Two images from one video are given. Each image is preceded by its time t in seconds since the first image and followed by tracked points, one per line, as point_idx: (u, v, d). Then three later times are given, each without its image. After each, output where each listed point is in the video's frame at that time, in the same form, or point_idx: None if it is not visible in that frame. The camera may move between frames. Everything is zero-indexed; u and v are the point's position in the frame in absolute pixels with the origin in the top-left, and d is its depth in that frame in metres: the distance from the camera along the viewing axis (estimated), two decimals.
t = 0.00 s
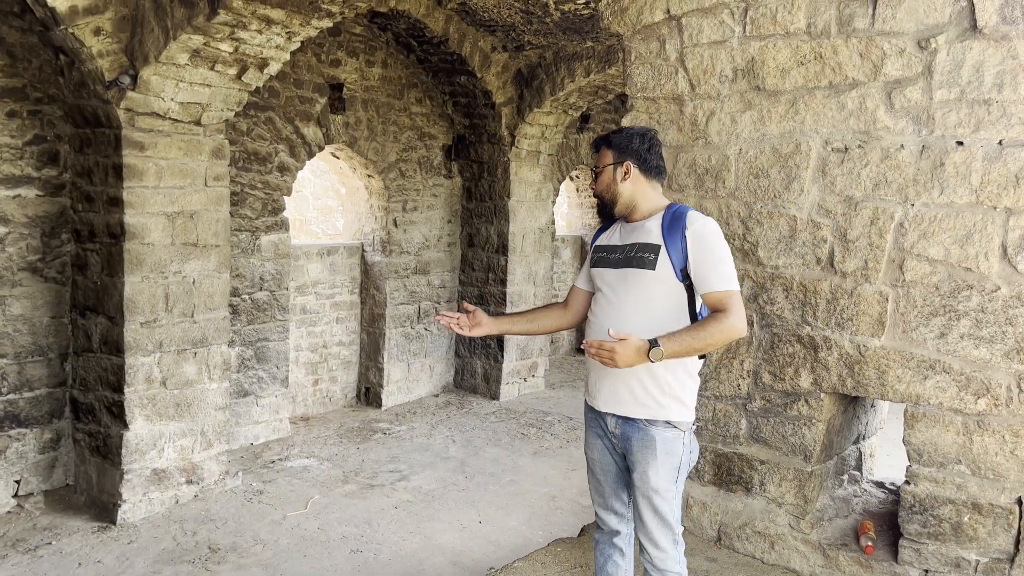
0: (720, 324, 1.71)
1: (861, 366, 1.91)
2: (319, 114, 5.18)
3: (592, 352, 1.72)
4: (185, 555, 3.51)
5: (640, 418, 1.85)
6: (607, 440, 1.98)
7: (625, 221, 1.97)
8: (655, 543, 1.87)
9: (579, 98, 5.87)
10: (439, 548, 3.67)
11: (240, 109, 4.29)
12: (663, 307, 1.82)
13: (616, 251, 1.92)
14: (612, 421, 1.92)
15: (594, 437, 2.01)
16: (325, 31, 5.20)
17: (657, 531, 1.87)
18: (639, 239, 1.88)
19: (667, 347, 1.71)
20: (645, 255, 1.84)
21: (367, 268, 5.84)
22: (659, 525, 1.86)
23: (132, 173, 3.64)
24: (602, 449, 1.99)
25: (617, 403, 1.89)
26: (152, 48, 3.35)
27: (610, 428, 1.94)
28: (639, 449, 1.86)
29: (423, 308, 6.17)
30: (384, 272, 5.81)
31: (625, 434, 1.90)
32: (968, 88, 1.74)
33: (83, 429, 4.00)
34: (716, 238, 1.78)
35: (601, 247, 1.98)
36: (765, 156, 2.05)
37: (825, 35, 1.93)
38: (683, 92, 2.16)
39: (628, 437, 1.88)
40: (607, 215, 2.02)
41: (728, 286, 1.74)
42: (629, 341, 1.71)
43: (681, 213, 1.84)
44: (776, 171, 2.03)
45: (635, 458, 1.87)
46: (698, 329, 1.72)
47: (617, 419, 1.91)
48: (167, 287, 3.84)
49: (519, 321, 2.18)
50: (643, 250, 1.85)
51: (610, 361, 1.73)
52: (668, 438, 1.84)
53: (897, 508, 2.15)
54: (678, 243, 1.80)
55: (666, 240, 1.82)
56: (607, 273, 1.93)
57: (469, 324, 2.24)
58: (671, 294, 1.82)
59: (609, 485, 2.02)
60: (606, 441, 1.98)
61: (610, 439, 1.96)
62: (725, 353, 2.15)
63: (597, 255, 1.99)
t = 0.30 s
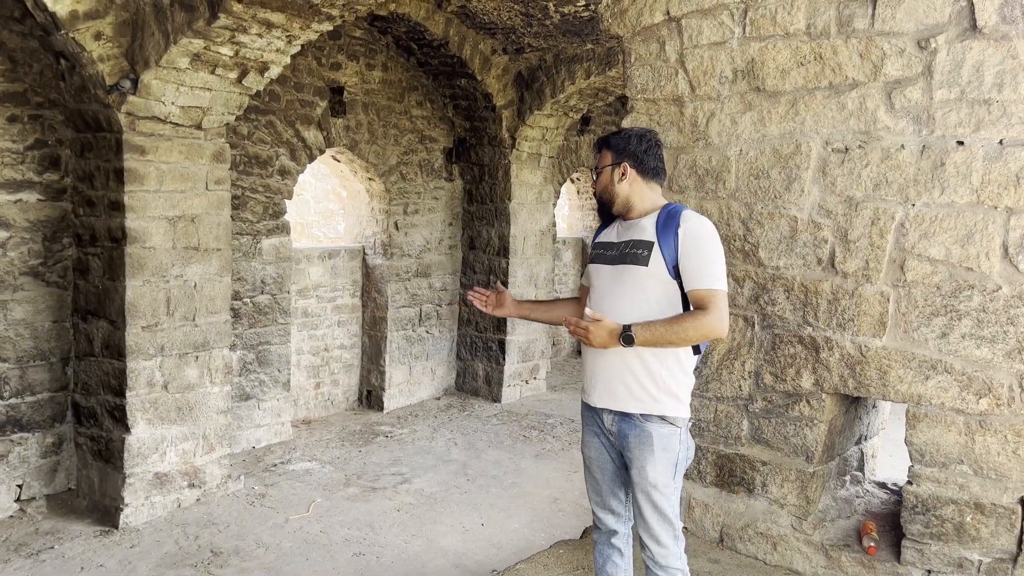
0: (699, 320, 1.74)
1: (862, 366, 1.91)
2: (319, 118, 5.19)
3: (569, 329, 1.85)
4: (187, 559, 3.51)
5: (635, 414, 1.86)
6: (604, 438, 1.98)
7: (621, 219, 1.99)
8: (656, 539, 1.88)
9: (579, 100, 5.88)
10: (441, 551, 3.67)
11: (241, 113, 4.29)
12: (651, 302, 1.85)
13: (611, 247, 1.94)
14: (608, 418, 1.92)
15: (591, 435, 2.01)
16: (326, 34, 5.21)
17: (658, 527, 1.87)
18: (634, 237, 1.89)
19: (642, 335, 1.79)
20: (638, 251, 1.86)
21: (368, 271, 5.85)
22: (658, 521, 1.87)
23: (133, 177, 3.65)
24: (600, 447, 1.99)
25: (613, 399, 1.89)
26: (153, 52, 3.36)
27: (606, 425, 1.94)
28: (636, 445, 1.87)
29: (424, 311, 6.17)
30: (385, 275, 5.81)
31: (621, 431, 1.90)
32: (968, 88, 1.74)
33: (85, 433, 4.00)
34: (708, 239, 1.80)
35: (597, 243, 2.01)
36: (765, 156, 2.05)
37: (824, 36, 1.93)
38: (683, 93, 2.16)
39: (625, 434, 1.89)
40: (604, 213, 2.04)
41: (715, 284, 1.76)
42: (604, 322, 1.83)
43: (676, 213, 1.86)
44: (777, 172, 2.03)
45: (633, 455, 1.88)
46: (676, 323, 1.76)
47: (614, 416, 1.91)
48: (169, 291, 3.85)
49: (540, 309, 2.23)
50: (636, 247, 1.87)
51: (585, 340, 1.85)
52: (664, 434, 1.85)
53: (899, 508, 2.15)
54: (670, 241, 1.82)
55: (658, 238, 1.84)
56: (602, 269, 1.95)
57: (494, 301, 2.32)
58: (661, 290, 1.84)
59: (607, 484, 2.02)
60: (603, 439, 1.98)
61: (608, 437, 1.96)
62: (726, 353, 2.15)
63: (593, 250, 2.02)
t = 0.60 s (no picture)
0: (684, 319, 1.74)
1: (865, 367, 1.91)
2: (320, 120, 5.19)
3: (559, 331, 1.88)
4: (189, 562, 3.51)
5: (628, 415, 1.87)
6: (602, 439, 1.99)
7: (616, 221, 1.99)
8: (651, 540, 1.87)
9: (580, 102, 5.88)
10: (444, 553, 3.66)
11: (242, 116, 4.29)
12: (641, 301, 1.85)
13: (603, 248, 1.96)
14: (604, 418, 1.93)
15: (590, 436, 2.03)
16: (326, 37, 5.21)
17: (653, 527, 1.87)
18: (624, 237, 1.90)
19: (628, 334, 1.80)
20: (627, 252, 1.87)
21: (369, 274, 5.84)
22: (653, 522, 1.87)
23: (134, 181, 3.65)
24: (598, 447, 2.00)
25: (607, 400, 1.90)
26: (154, 55, 3.36)
27: (603, 426, 1.95)
28: (629, 446, 1.87)
29: (425, 314, 6.17)
30: (386, 277, 5.81)
31: (616, 431, 1.91)
32: (969, 88, 1.74)
33: (86, 437, 4.00)
34: (695, 237, 1.79)
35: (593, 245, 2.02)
36: (767, 157, 2.05)
37: (826, 36, 1.93)
38: (685, 94, 2.16)
39: (619, 434, 1.89)
40: (600, 216, 2.04)
41: (702, 283, 1.75)
42: (593, 324, 1.85)
43: (665, 212, 1.85)
44: (778, 172, 2.03)
45: (627, 455, 1.88)
46: (661, 322, 1.76)
47: (609, 417, 1.92)
48: (170, 294, 3.84)
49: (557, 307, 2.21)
50: (625, 247, 1.88)
51: (576, 341, 1.88)
52: (657, 435, 1.85)
53: (903, 509, 2.15)
54: (657, 240, 1.82)
55: (647, 237, 1.85)
56: (595, 270, 1.97)
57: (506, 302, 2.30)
58: (650, 289, 1.85)
59: (607, 484, 2.03)
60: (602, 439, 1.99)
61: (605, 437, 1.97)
62: (728, 354, 2.15)
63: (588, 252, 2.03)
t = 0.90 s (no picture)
0: (674, 322, 1.73)
1: (867, 370, 1.90)
2: (320, 125, 5.19)
3: (553, 336, 1.90)
4: (191, 568, 3.50)
5: (627, 419, 1.87)
6: (604, 443, 1.99)
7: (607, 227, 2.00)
8: (652, 543, 1.87)
9: (579, 105, 5.89)
10: (445, 558, 3.66)
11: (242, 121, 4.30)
12: (634, 305, 1.86)
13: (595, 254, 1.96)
14: (604, 423, 1.93)
15: (592, 440, 2.03)
16: (326, 42, 5.21)
17: (653, 531, 1.87)
18: (614, 243, 1.91)
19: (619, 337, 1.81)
20: (617, 257, 1.88)
21: (370, 278, 5.84)
22: (654, 526, 1.86)
23: (134, 186, 3.65)
24: (600, 452, 2.00)
25: (606, 405, 1.90)
26: (154, 61, 3.37)
27: (604, 430, 1.95)
28: (630, 450, 1.87)
29: (426, 318, 6.17)
30: (386, 281, 5.80)
31: (617, 436, 1.91)
32: (970, 90, 1.74)
33: (87, 442, 4.00)
34: (683, 239, 1.78)
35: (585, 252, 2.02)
36: (767, 160, 2.05)
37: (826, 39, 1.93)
38: (685, 98, 2.16)
39: (620, 439, 1.89)
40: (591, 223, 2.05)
41: (690, 284, 1.74)
42: (585, 328, 1.86)
43: (653, 216, 1.85)
44: (779, 175, 2.03)
45: (628, 459, 1.88)
46: (652, 326, 1.76)
47: (609, 422, 1.92)
48: (171, 299, 3.84)
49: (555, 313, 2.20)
50: (616, 253, 1.88)
51: (570, 346, 1.89)
52: (658, 439, 1.85)
53: (905, 512, 2.14)
54: (646, 244, 1.82)
55: (636, 241, 1.85)
56: (588, 277, 1.97)
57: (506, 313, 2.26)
58: (642, 293, 1.85)
59: (609, 489, 2.02)
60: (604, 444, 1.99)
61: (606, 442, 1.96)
62: (730, 358, 2.14)
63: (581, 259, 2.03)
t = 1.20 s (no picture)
0: (671, 326, 1.74)
1: (864, 375, 1.90)
2: (318, 132, 5.20)
3: (550, 348, 1.89)
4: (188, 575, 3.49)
5: (627, 426, 1.86)
6: (602, 449, 1.99)
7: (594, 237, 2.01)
8: (652, 549, 1.87)
9: (577, 112, 5.90)
10: (443, 565, 3.65)
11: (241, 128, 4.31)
12: (629, 311, 1.86)
13: (586, 264, 1.97)
14: (603, 430, 1.93)
15: (590, 447, 2.02)
16: (324, 49, 5.23)
17: (653, 536, 1.86)
18: (604, 251, 1.92)
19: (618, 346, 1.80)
20: (609, 265, 1.88)
21: (368, 284, 5.85)
22: (653, 531, 1.86)
23: (132, 194, 3.65)
24: (599, 458, 2.00)
25: (605, 411, 1.90)
26: (153, 69, 3.38)
27: (602, 437, 1.95)
28: (630, 456, 1.87)
29: (424, 324, 6.17)
30: (384, 288, 5.80)
31: (616, 442, 1.91)
32: (965, 96, 1.75)
33: (85, 450, 3.99)
34: (674, 242, 1.79)
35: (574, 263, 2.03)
36: (763, 166, 2.05)
37: (821, 45, 1.93)
38: (681, 104, 2.17)
39: (619, 445, 1.89)
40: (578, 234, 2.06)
41: (685, 287, 1.75)
42: (584, 338, 1.84)
43: (640, 222, 1.87)
44: (775, 181, 2.03)
45: (628, 465, 1.88)
46: (650, 332, 1.76)
47: (608, 429, 1.92)
48: (169, 306, 3.84)
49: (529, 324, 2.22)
50: (606, 261, 1.89)
51: (568, 356, 1.88)
52: (657, 444, 1.85)
53: (904, 518, 2.14)
54: (637, 250, 1.83)
55: (626, 249, 1.86)
56: (580, 286, 1.98)
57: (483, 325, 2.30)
58: (637, 299, 1.86)
59: (608, 495, 2.02)
60: (602, 451, 1.99)
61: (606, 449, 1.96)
62: (727, 363, 2.15)
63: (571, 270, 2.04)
